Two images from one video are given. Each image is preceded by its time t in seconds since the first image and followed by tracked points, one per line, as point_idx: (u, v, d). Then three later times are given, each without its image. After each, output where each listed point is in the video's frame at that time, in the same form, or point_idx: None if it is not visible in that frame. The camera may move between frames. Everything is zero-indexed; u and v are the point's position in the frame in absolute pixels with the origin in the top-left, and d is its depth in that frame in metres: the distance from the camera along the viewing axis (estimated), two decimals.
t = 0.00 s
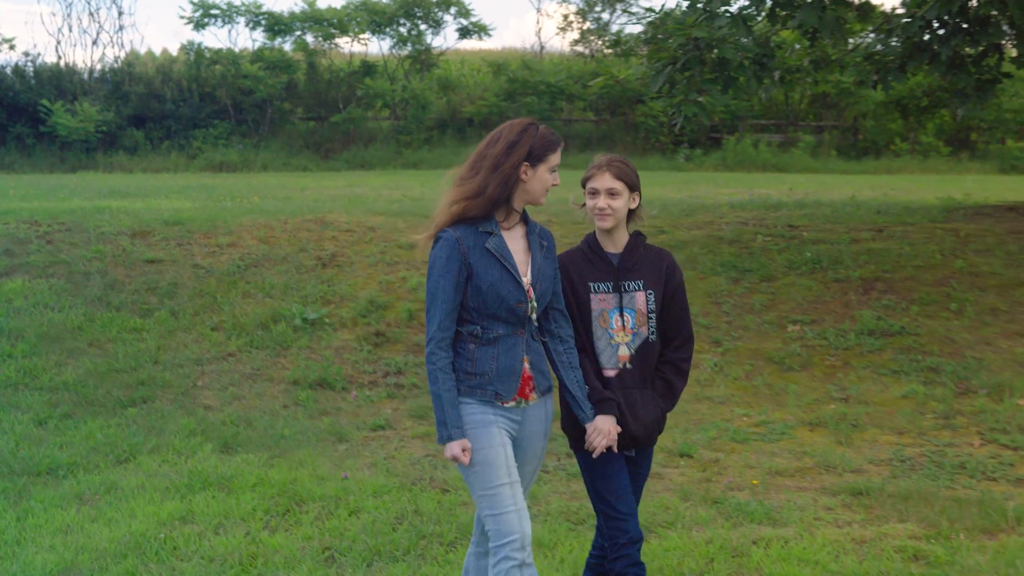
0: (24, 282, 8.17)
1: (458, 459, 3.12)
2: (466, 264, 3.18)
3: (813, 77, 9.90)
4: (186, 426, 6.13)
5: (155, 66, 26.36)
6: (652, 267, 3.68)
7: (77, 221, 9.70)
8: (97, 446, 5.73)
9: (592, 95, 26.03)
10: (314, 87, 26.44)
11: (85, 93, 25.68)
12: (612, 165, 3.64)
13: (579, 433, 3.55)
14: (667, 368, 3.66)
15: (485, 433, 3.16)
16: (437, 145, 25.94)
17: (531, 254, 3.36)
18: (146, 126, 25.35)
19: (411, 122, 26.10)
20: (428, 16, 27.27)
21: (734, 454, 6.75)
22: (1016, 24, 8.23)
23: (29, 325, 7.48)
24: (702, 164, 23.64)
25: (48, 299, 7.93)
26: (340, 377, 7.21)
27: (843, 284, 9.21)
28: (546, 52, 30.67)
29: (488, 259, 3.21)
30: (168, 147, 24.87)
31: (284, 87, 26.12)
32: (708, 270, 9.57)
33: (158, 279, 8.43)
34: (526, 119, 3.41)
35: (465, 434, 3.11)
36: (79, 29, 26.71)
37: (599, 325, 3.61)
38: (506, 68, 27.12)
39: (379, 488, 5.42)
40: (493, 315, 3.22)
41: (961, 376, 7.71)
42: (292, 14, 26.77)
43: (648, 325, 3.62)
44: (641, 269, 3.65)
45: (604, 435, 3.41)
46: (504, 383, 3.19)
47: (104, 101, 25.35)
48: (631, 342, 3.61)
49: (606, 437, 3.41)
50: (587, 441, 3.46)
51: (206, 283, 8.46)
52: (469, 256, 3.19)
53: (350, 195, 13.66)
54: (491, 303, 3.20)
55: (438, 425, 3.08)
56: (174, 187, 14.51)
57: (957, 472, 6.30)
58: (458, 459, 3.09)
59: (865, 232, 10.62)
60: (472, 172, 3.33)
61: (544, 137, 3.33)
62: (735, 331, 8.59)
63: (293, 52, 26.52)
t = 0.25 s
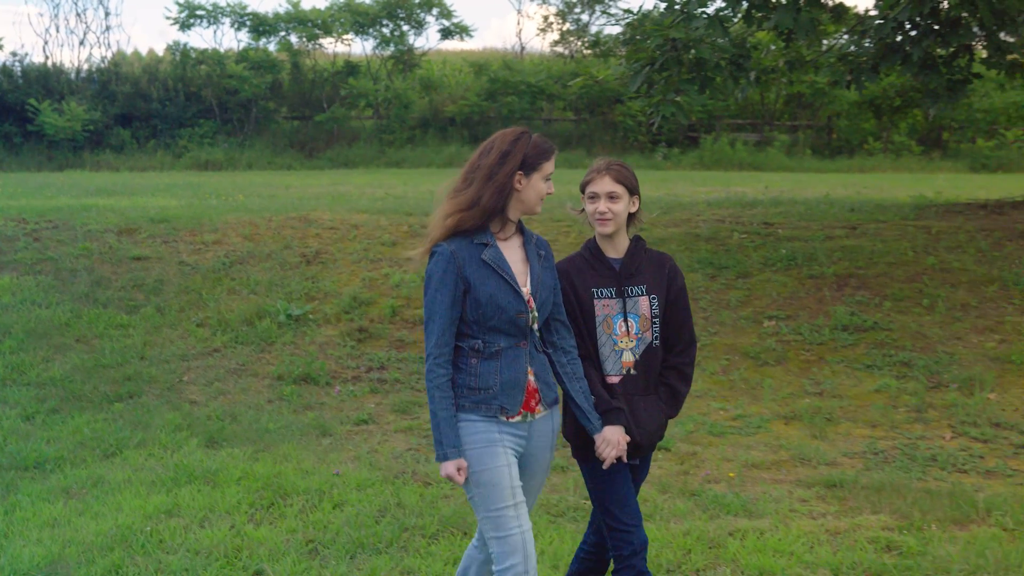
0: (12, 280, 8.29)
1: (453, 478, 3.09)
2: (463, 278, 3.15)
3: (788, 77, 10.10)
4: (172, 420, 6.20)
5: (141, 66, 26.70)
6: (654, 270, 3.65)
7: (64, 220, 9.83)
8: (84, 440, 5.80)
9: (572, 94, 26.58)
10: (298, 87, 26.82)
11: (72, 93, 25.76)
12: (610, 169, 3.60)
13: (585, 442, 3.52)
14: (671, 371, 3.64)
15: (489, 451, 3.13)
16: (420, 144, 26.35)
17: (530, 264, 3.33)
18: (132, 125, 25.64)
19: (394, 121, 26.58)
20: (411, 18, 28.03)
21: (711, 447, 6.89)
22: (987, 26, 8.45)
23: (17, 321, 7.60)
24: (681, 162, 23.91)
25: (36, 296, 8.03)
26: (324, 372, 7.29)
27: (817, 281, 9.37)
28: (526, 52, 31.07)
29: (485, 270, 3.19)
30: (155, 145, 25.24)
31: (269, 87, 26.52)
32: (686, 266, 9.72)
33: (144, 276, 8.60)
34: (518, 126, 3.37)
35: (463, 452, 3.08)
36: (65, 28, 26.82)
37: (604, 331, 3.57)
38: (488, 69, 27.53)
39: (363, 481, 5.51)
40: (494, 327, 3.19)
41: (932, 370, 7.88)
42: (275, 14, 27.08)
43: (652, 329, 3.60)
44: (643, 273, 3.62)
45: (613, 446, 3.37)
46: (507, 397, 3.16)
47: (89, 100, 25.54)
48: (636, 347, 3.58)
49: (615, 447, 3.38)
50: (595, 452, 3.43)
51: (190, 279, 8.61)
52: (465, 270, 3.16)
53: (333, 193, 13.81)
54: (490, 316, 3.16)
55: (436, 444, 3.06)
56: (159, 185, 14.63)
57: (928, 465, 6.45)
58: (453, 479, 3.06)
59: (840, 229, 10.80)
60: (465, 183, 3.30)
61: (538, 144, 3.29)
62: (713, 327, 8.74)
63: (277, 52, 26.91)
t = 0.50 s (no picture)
0: None
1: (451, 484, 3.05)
2: (459, 275, 3.11)
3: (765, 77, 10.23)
4: (154, 418, 6.23)
5: (123, 66, 26.98)
6: (657, 267, 3.66)
7: (47, 219, 9.90)
8: (66, 438, 5.83)
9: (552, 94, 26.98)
10: (280, 87, 27.22)
11: (54, 92, 26.15)
12: (605, 164, 3.62)
13: (594, 444, 3.52)
14: (680, 368, 3.63)
15: (486, 458, 3.08)
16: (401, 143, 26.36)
17: (527, 261, 3.29)
18: (115, 125, 25.99)
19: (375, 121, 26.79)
20: (392, 19, 28.27)
21: (689, 443, 6.98)
22: (961, 28, 8.52)
23: None
24: (660, 161, 24.10)
25: (19, 295, 8.08)
26: (305, 370, 7.32)
27: (794, 279, 9.49)
28: (507, 52, 31.36)
29: (483, 267, 3.14)
30: (137, 145, 25.56)
31: (251, 87, 26.89)
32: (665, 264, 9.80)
33: (127, 275, 8.65)
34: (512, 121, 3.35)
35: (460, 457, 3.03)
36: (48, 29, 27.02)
37: (608, 330, 3.57)
38: (469, 69, 27.72)
39: (344, 478, 5.56)
40: (493, 326, 3.14)
41: (907, 367, 8.00)
42: (257, 14, 27.51)
43: (657, 327, 3.61)
44: (646, 270, 3.63)
45: (618, 448, 3.38)
46: (508, 397, 3.12)
47: (72, 100, 25.92)
48: (642, 345, 3.59)
49: (621, 450, 3.38)
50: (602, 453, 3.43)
51: (173, 278, 8.63)
52: (461, 267, 3.12)
53: (314, 191, 13.87)
54: (488, 314, 3.12)
55: (432, 448, 3.01)
56: (141, 184, 14.65)
57: (903, 460, 6.56)
58: (450, 484, 3.02)
59: (816, 228, 10.92)
60: (458, 178, 3.27)
61: (533, 138, 3.28)
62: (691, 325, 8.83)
63: (259, 52, 27.34)
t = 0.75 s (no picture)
0: None
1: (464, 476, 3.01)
2: (460, 267, 3.13)
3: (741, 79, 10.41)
4: (138, 415, 6.28)
5: (107, 66, 27.27)
6: (656, 263, 3.72)
7: (31, 218, 10.00)
8: (51, 435, 5.89)
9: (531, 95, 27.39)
10: (262, 88, 27.61)
11: (39, 93, 26.20)
12: (606, 159, 3.68)
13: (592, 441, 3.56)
14: (681, 365, 3.70)
15: (479, 460, 3.12)
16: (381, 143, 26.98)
17: (527, 255, 3.32)
18: (99, 124, 26.23)
19: (356, 121, 27.37)
20: (373, 20, 29.30)
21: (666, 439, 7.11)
22: (933, 30, 8.62)
23: None
24: (638, 161, 24.34)
25: (2, 294, 8.13)
26: (288, 367, 7.38)
27: (769, 277, 9.65)
28: (486, 53, 31.70)
29: (484, 260, 3.17)
30: (121, 145, 25.88)
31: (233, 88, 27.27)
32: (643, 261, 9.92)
33: (111, 273, 8.70)
34: (516, 111, 3.37)
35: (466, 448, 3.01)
36: (32, 31, 27.24)
37: (607, 328, 3.66)
38: (449, 70, 28.30)
39: (327, 474, 5.63)
40: (492, 321, 3.17)
41: (880, 363, 8.16)
42: (239, 15, 27.97)
43: (657, 324, 3.67)
44: (645, 267, 3.70)
45: (613, 445, 3.39)
46: (506, 394, 3.15)
47: (57, 101, 25.96)
48: (641, 343, 3.66)
49: (616, 446, 3.39)
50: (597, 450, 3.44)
51: (156, 277, 8.69)
52: (463, 259, 3.14)
53: (296, 190, 13.97)
54: (488, 309, 3.15)
55: (436, 439, 2.99)
56: (123, 184, 14.71)
57: (875, 455, 6.70)
58: (459, 475, 2.99)
59: (790, 227, 11.09)
60: (460, 167, 3.29)
61: (538, 128, 3.29)
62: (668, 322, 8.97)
63: (242, 53, 27.85)
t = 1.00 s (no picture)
0: None
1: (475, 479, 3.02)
2: (463, 271, 3.11)
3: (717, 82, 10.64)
4: (124, 411, 6.38)
5: (93, 67, 27.42)
6: (658, 266, 3.67)
7: (19, 217, 10.24)
8: (38, 431, 5.98)
9: (510, 97, 27.81)
10: (247, 89, 27.99)
11: (25, 94, 26.55)
12: (609, 160, 3.63)
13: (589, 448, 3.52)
14: (681, 369, 3.66)
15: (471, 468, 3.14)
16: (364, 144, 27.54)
17: (531, 259, 3.30)
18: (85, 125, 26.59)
19: (339, 122, 27.96)
20: (356, 22, 29.64)
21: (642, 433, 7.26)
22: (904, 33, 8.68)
23: None
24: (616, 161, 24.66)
25: None
26: (272, 364, 7.48)
27: (744, 274, 9.82)
28: (466, 56, 32.04)
29: (487, 265, 3.15)
30: (107, 145, 26.23)
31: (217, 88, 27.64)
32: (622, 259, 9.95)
33: (97, 271, 8.88)
34: (526, 113, 3.35)
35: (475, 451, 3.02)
36: (17, 32, 27.46)
37: (607, 331, 3.61)
38: (430, 71, 28.74)
39: (310, 469, 5.72)
40: (492, 326, 3.15)
41: (853, 359, 8.33)
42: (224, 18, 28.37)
43: (658, 328, 3.62)
44: (646, 269, 3.65)
45: (609, 456, 3.37)
46: (503, 400, 3.14)
47: (43, 101, 26.34)
48: (642, 347, 3.61)
49: (611, 457, 3.37)
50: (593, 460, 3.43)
51: (142, 275, 8.87)
52: (467, 262, 3.12)
53: (280, 189, 14.13)
54: (489, 314, 3.13)
55: (443, 443, 2.99)
56: (110, 182, 14.83)
57: (848, 449, 6.86)
58: (471, 477, 3.00)
59: (764, 225, 11.27)
60: (464, 168, 3.29)
61: (548, 130, 3.26)
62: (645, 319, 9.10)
63: (226, 55, 28.24)
